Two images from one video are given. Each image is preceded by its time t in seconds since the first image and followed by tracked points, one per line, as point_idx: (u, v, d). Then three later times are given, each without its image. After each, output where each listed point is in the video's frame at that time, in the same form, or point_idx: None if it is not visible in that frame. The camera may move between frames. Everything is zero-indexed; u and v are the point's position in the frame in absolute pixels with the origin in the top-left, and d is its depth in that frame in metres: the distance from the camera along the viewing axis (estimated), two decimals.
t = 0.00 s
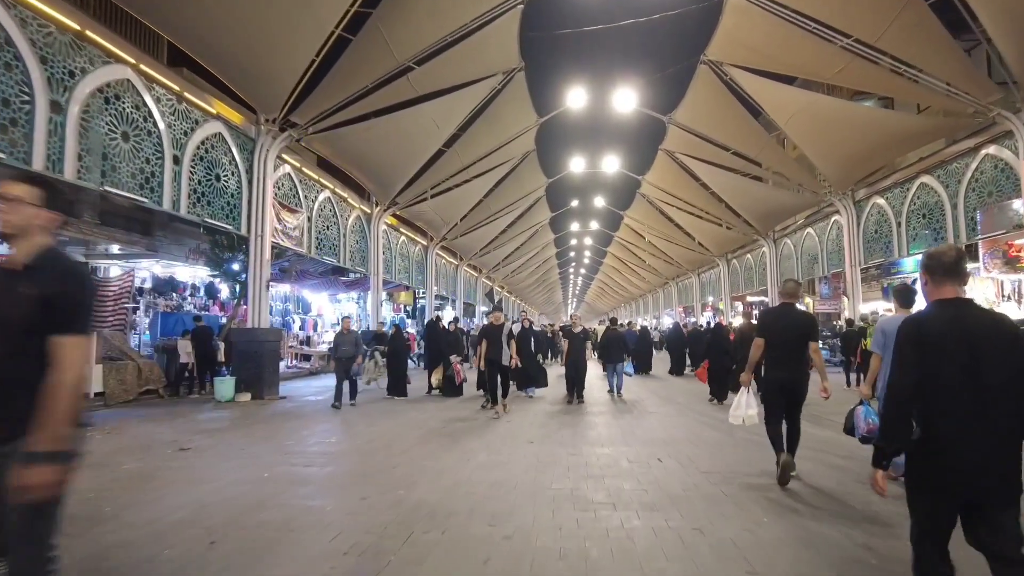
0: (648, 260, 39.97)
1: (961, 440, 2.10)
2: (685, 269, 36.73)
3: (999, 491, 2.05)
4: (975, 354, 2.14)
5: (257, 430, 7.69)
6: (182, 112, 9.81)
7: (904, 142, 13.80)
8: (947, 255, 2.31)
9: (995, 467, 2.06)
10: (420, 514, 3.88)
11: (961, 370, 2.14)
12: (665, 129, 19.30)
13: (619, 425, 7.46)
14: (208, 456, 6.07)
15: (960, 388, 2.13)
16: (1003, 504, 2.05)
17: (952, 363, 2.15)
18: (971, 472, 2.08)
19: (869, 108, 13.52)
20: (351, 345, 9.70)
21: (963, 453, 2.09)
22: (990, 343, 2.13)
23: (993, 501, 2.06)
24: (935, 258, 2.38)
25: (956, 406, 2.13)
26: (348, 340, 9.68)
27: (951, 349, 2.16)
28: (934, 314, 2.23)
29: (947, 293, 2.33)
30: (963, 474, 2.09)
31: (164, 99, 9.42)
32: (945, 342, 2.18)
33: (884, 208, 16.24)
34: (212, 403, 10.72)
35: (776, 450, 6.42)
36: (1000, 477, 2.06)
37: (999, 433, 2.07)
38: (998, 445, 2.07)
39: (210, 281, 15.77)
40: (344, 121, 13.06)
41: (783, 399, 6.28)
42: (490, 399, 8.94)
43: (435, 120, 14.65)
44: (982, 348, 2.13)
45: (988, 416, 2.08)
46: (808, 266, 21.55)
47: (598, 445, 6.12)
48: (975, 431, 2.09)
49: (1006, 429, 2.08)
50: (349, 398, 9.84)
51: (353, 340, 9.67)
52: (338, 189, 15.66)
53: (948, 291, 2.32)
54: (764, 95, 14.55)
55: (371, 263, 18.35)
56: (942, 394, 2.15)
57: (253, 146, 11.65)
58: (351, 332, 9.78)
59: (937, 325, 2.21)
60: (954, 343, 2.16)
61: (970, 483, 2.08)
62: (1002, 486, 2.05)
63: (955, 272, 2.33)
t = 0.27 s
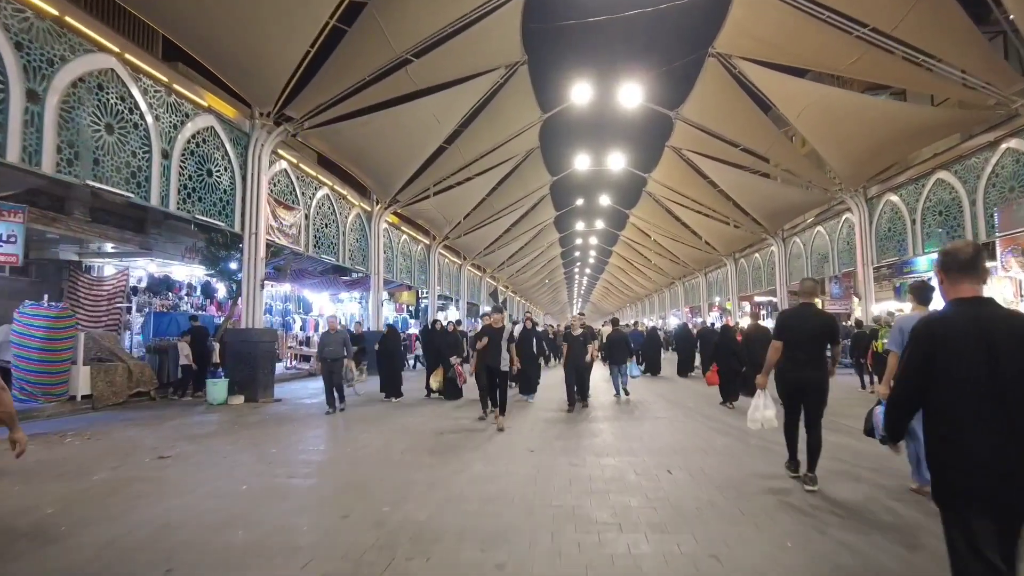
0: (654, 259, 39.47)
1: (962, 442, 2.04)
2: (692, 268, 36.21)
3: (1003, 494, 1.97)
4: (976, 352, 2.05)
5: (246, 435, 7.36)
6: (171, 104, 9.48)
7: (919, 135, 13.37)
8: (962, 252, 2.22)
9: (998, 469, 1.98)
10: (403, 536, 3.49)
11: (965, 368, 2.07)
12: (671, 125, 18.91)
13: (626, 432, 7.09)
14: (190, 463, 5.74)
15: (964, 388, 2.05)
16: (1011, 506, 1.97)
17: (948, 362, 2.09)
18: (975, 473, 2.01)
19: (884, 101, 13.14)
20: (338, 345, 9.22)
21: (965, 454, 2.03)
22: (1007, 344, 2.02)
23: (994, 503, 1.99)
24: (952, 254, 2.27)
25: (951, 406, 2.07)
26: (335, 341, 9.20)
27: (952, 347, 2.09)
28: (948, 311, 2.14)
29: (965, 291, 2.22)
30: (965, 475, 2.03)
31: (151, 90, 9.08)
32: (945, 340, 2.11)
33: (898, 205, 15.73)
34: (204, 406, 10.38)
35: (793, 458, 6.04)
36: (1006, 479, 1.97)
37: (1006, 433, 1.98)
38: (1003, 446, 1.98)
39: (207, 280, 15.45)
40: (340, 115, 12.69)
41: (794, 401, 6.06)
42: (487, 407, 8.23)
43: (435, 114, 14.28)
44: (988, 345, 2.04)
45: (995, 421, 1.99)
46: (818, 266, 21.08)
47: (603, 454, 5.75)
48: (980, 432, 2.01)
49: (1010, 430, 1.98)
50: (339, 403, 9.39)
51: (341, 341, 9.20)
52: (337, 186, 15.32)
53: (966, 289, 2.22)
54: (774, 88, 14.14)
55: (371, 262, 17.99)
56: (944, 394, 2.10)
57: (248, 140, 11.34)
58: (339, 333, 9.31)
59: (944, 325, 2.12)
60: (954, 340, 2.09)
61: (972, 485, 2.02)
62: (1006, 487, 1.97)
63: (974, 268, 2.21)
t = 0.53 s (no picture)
0: (662, 259, 39.04)
1: (989, 445, 1.92)
2: (700, 268, 35.76)
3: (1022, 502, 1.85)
4: (997, 353, 1.95)
5: (239, 440, 7.08)
6: (164, 98, 9.18)
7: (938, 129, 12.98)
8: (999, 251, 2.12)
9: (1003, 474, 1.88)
10: (391, 558, 3.19)
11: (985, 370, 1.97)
12: (679, 121, 18.54)
13: (634, 438, 6.75)
14: (176, 471, 5.46)
15: (985, 391, 1.95)
16: None
17: (965, 363, 2.00)
18: (983, 479, 1.92)
19: (901, 95, 12.79)
20: (328, 347, 8.81)
21: (976, 458, 1.94)
22: None
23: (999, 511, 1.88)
24: (985, 255, 2.17)
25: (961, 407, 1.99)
26: (326, 343, 8.77)
27: (973, 349, 1.99)
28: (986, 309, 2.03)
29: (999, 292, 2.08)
30: (974, 481, 1.94)
31: (143, 83, 8.78)
32: (966, 339, 2.01)
33: (914, 202, 15.26)
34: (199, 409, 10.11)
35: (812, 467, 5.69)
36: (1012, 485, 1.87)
37: (1020, 439, 1.88)
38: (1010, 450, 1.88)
39: (206, 281, 15.19)
40: (339, 111, 12.40)
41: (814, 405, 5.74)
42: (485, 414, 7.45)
43: (438, 111, 13.97)
44: (1012, 347, 1.93)
45: None
46: (829, 265, 20.66)
47: (610, 463, 5.43)
48: (996, 437, 1.91)
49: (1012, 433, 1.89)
50: (327, 409, 8.91)
51: (331, 343, 8.79)
52: (338, 184, 15.04)
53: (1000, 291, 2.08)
54: (786, 82, 13.76)
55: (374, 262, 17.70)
56: (965, 399, 2.00)
57: (245, 137, 11.08)
58: (328, 333, 8.90)
59: (973, 325, 2.01)
60: (975, 341, 1.99)
61: (982, 492, 1.92)
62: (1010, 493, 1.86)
63: (1012, 270, 2.10)
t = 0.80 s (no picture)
0: (669, 258, 38.57)
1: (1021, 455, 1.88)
2: (707, 267, 35.28)
3: None
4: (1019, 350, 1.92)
5: (223, 446, 6.72)
6: (152, 89, 8.83)
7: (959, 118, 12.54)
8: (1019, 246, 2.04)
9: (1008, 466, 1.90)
10: None
11: (1001, 365, 1.95)
12: (687, 117, 18.12)
13: (641, 445, 6.36)
14: (150, 480, 5.11)
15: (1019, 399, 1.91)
16: None
17: (987, 359, 1.96)
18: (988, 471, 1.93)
19: (922, 83, 12.29)
20: (310, 347, 8.24)
21: (982, 451, 1.94)
22: None
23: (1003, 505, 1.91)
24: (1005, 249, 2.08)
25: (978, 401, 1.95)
26: (309, 343, 8.19)
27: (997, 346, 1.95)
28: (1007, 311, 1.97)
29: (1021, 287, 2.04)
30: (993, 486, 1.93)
31: (129, 73, 8.44)
32: (992, 335, 1.97)
33: (929, 198, 14.79)
34: (190, 412, 9.80)
35: (833, 477, 5.28)
36: (1013, 478, 1.89)
37: None
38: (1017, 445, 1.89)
39: (203, 280, 14.92)
40: (336, 104, 12.05)
41: (838, 406, 5.39)
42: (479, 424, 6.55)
43: (438, 105, 13.61)
44: None
45: None
46: (840, 263, 20.21)
47: (614, 473, 5.06)
48: (1002, 432, 1.93)
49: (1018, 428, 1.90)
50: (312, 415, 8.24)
51: (313, 343, 8.21)
52: (337, 181, 14.70)
53: (1021, 287, 2.03)
54: (798, 74, 13.32)
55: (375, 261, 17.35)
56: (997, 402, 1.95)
57: (238, 131, 10.75)
58: (310, 333, 8.36)
59: (1002, 322, 1.96)
60: (998, 336, 1.95)
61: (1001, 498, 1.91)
62: (1011, 487, 1.89)
63: None
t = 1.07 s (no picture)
0: (672, 255, 38.16)
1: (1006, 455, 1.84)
2: (711, 264, 34.88)
3: None
4: (1007, 343, 1.88)
5: (207, 446, 6.44)
6: (139, 77, 8.51)
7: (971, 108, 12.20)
8: (1008, 234, 1.97)
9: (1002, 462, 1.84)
10: None
11: (984, 358, 1.91)
12: (690, 110, 17.78)
13: (644, 446, 6.04)
14: (124, 482, 4.84)
15: (1004, 397, 1.86)
16: None
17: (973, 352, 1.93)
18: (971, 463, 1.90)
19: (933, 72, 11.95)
20: (289, 345, 7.66)
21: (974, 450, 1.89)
22: None
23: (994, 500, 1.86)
24: (992, 237, 2.02)
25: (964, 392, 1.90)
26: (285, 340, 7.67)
27: (984, 339, 1.91)
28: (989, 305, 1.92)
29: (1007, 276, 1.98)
30: (985, 487, 1.88)
31: (114, 61, 8.11)
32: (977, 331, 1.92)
33: (939, 191, 14.41)
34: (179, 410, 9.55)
35: (846, 480, 4.97)
36: (1011, 478, 1.82)
37: None
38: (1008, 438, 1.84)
39: (197, 277, 14.65)
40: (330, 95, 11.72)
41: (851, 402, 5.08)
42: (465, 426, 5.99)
43: (436, 97, 13.30)
44: None
45: None
46: (846, 259, 19.84)
47: (613, 477, 4.75)
48: (990, 427, 1.89)
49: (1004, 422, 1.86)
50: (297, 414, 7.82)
51: (293, 341, 7.62)
52: (332, 175, 14.41)
53: (1009, 275, 1.97)
54: (805, 64, 12.96)
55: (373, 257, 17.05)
56: (980, 400, 1.92)
57: (229, 122, 10.44)
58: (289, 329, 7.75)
59: (987, 316, 1.91)
60: (984, 329, 1.90)
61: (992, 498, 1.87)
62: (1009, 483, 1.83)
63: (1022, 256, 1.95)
